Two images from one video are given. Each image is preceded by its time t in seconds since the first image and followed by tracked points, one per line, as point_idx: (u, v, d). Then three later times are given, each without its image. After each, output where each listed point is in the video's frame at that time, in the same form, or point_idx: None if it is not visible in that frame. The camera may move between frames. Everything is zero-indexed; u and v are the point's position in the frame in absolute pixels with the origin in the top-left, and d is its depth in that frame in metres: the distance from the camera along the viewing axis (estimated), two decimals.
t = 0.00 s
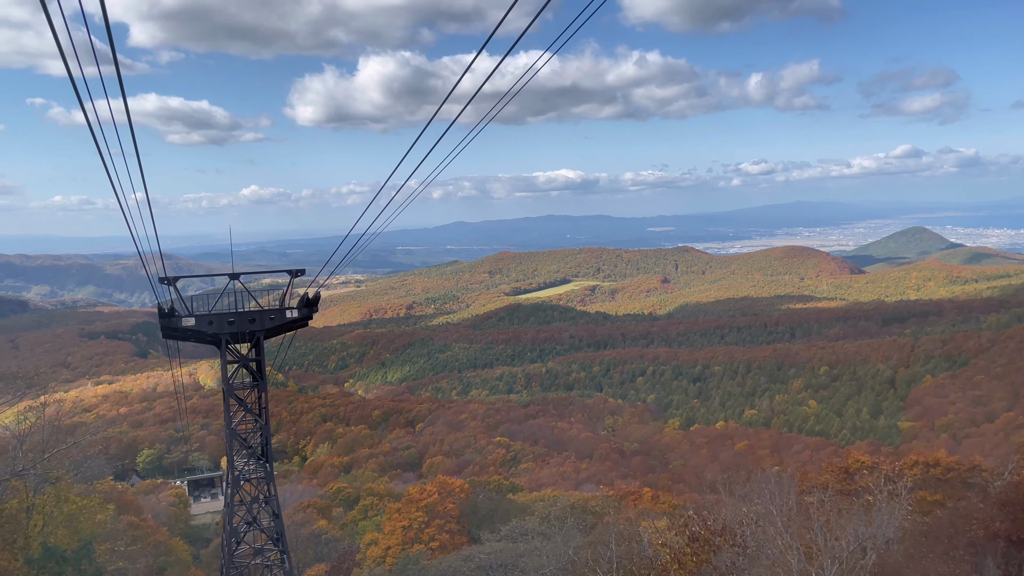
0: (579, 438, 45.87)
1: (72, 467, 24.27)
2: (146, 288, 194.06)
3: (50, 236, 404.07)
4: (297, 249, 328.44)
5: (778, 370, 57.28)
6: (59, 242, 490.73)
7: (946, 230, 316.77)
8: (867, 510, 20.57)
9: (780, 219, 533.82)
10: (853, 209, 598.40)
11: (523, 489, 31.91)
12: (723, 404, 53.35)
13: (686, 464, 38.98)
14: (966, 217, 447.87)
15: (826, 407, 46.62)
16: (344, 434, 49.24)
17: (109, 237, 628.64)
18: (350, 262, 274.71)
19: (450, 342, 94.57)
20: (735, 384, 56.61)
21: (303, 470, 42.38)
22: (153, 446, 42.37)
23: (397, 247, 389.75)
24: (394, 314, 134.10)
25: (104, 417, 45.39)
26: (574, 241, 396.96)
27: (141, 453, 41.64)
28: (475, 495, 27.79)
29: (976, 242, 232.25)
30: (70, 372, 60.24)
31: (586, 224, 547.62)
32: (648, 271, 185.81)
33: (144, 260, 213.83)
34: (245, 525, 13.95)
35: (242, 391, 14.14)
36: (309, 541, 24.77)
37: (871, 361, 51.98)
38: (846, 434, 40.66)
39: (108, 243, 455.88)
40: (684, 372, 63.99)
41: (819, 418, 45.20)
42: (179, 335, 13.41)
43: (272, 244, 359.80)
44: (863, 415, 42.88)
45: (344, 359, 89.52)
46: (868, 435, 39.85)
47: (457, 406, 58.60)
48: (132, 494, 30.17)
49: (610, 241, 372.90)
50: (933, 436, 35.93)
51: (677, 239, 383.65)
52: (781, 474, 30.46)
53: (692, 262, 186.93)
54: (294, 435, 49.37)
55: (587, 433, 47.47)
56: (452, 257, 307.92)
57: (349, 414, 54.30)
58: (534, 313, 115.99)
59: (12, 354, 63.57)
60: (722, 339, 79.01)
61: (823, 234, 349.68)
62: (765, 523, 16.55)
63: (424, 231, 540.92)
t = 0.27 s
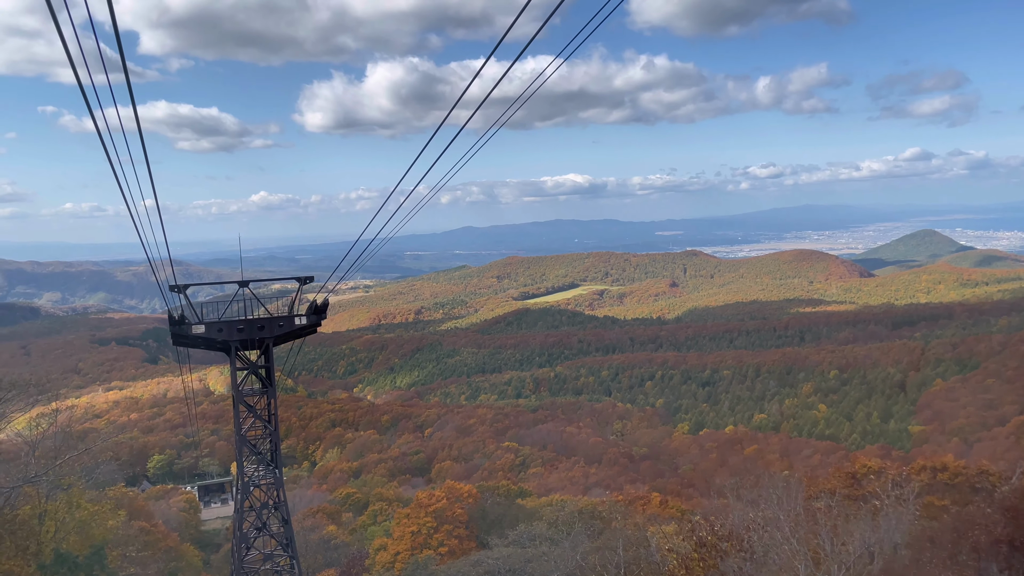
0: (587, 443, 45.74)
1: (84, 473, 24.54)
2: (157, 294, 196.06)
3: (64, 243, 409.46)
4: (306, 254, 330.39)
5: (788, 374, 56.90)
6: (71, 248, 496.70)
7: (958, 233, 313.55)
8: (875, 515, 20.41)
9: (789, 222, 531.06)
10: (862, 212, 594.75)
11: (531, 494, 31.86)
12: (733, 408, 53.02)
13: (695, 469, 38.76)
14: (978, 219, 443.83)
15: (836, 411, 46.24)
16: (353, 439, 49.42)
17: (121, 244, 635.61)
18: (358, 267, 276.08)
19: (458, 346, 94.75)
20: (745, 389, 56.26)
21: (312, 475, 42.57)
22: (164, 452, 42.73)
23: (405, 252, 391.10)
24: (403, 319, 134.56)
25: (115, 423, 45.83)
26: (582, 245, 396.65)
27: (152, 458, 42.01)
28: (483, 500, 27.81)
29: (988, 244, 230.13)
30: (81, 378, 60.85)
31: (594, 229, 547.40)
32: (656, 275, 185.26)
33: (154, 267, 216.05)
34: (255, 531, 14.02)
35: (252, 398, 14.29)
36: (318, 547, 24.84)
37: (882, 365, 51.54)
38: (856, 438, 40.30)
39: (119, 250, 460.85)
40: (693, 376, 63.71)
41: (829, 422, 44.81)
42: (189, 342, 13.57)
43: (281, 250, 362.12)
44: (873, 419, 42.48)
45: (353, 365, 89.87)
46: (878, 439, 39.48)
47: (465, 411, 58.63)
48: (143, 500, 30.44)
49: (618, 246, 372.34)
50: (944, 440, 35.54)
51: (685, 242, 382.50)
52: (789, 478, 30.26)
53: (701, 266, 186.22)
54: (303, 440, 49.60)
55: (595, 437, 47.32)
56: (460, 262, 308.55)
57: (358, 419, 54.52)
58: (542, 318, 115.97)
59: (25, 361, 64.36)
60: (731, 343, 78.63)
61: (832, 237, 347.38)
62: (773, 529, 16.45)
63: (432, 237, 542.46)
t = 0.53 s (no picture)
0: (595, 448, 45.57)
1: (93, 480, 24.70)
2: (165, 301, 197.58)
3: (75, 251, 413.46)
4: (314, 260, 331.94)
5: (796, 378, 56.50)
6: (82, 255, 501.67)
7: (968, 236, 310.93)
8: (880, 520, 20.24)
9: (797, 226, 528.91)
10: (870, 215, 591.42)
11: (538, 500, 31.76)
12: (741, 412, 52.71)
13: (704, 474, 38.50)
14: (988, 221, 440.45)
15: (844, 415, 45.87)
16: (360, 445, 49.55)
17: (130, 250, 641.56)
18: (366, 273, 277.17)
19: (465, 352, 94.84)
20: (753, 393, 55.90)
21: (320, 481, 42.66)
22: (172, 458, 43.00)
23: (413, 257, 392.31)
24: (410, 325, 134.85)
25: (124, 429, 46.16)
26: (589, 249, 396.36)
27: (160, 465, 42.26)
28: (489, 505, 27.81)
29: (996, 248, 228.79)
30: (90, 385, 61.30)
31: (601, 233, 546.88)
32: (663, 279, 184.74)
33: (163, 273, 217.86)
34: (262, 537, 14.10)
35: (259, 405, 14.39)
36: (326, 553, 24.82)
37: (891, 369, 51.10)
38: (865, 442, 39.93)
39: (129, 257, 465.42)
40: (700, 381, 63.41)
41: (838, 427, 44.44)
42: (196, 349, 13.68)
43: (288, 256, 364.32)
44: (883, 424, 42.06)
45: (361, 370, 90.11)
46: (887, 444, 39.11)
47: (473, 416, 58.60)
48: (151, 506, 30.63)
49: (625, 250, 371.65)
50: (953, 444, 35.15)
51: (692, 246, 381.74)
52: (795, 484, 30.05)
53: (708, 270, 185.54)
54: (311, 446, 49.75)
55: (603, 442, 47.15)
56: (467, 267, 308.97)
57: (365, 425, 54.64)
58: (549, 323, 115.88)
59: (34, 367, 64.96)
60: (739, 347, 78.25)
61: (841, 240, 345.37)
62: (779, 535, 16.32)
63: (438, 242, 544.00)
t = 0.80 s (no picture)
0: (599, 453, 45.46)
1: (98, 486, 24.76)
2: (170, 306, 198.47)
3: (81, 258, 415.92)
4: (319, 266, 332.97)
5: (802, 382, 56.27)
6: (88, 261, 505.13)
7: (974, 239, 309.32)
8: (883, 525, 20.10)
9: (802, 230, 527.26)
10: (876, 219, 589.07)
11: (542, 505, 31.68)
12: (746, 417, 52.52)
13: (709, 479, 38.33)
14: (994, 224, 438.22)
15: (850, 419, 45.62)
16: (365, 450, 49.59)
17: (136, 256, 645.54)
18: (370, 278, 277.84)
19: (470, 356, 94.88)
20: (758, 398, 55.66)
21: (325, 486, 42.71)
22: (177, 463, 43.17)
23: (417, 262, 393.15)
24: (414, 330, 135.04)
25: (130, 435, 46.36)
26: (593, 254, 396.22)
27: (165, 470, 42.36)
28: (494, 511, 27.79)
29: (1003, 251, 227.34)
30: (96, 391, 61.65)
31: (605, 237, 546.66)
32: (668, 284, 184.51)
33: (168, 279, 219.13)
34: (267, 543, 14.08)
35: (264, 411, 14.44)
36: (330, 559, 24.83)
37: (896, 373, 50.84)
38: (871, 447, 39.70)
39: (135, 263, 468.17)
40: (705, 386, 63.19)
41: (844, 431, 44.19)
42: (202, 356, 13.73)
43: (293, 261, 365.76)
44: (888, 428, 41.83)
45: (365, 375, 90.24)
46: (893, 448, 38.88)
47: (477, 421, 58.58)
48: (157, 512, 30.75)
49: (629, 254, 371.17)
50: (959, 448, 34.90)
51: (697, 250, 381.01)
52: (799, 489, 29.89)
53: (712, 274, 185.09)
54: (316, 451, 49.85)
55: (608, 447, 47.02)
56: (471, 271, 309.14)
57: (370, 430, 54.72)
58: (553, 327, 115.87)
59: (41, 373, 65.35)
60: (744, 351, 78.02)
61: (846, 243, 344.19)
62: (781, 540, 16.22)
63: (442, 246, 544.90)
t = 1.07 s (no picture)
0: (600, 456, 45.38)
1: (100, 491, 24.83)
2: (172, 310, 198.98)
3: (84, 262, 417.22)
4: (321, 269, 333.47)
5: (803, 386, 56.19)
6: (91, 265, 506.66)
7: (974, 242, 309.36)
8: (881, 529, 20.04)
9: (804, 233, 526.88)
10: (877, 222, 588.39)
11: (544, 509, 31.61)
12: (748, 420, 52.46)
13: (711, 482, 38.25)
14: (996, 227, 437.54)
15: (852, 423, 45.50)
16: (366, 454, 49.62)
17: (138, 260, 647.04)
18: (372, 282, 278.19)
19: (471, 360, 94.90)
20: (759, 401, 55.56)
21: (326, 490, 42.73)
22: (179, 467, 43.23)
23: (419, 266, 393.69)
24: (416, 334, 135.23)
25: (132, 439, 46.42)
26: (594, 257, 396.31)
27: (167, 475, 42.41)
28: (495, 514, 27.80)
29: (1005, 254, 226.88)
30: (98, 394, 61.79)
31: (606, 241, 546.90)
32: (669, 287, 184.43)
33: (170, 283, 219.69)
34: (269, 547, 14.11)
35: (265, 416, 14.45)
36: (332, 562, 24.91)
37: (898, 376, 50.72)
38: (873, 450, 39.59)
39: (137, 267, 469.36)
40: (707, 389, 63.12)
41: (845, 434, 44.10)
42: (204, 361, 13.80)
43: (295, 265, 366.56)
44: (890, 431, 41.74)
45: (367, 379, 90.27)
46: (895, 451, 38.79)
47: (479, 425, 58.56)
48: (158, 516, 30.78)
49: (631, 258, 371.17)
50: (961, 451, 34.77)
51: (698, 254, 380.77)
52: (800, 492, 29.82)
53: (714, 277, 184.95)
54: (318, 455, 49.90)
55: (609, 451, 46.97)
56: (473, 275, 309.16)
57: (372, 434, 54.75)
58: (555, 330, 115.89)
59: (43, 377, 65.49)
60: (745, 354, 77.92)
61: (848, 247, 343.83)
62: (780, 545, 16.16)
63: (444, 250, 545.55)
